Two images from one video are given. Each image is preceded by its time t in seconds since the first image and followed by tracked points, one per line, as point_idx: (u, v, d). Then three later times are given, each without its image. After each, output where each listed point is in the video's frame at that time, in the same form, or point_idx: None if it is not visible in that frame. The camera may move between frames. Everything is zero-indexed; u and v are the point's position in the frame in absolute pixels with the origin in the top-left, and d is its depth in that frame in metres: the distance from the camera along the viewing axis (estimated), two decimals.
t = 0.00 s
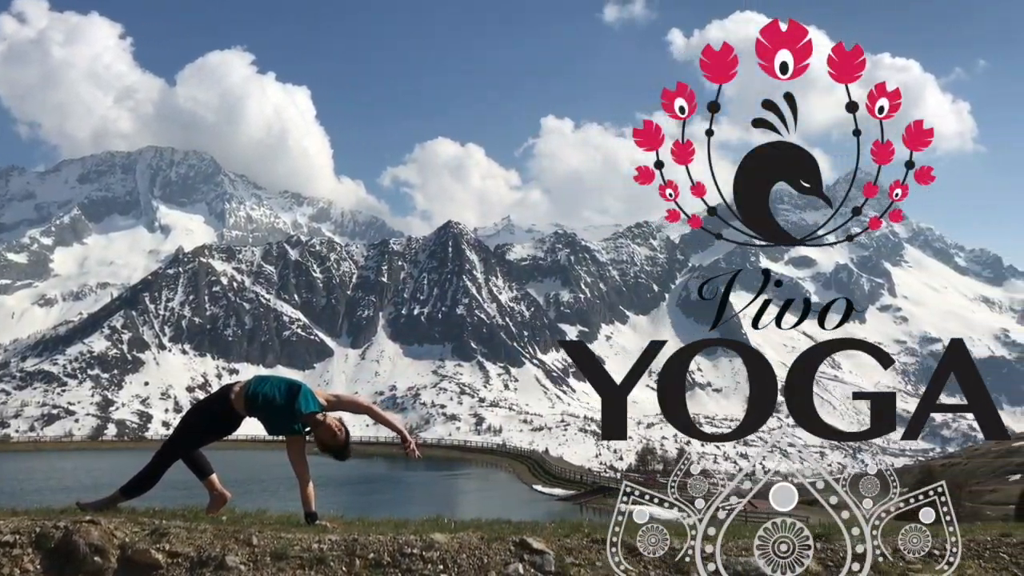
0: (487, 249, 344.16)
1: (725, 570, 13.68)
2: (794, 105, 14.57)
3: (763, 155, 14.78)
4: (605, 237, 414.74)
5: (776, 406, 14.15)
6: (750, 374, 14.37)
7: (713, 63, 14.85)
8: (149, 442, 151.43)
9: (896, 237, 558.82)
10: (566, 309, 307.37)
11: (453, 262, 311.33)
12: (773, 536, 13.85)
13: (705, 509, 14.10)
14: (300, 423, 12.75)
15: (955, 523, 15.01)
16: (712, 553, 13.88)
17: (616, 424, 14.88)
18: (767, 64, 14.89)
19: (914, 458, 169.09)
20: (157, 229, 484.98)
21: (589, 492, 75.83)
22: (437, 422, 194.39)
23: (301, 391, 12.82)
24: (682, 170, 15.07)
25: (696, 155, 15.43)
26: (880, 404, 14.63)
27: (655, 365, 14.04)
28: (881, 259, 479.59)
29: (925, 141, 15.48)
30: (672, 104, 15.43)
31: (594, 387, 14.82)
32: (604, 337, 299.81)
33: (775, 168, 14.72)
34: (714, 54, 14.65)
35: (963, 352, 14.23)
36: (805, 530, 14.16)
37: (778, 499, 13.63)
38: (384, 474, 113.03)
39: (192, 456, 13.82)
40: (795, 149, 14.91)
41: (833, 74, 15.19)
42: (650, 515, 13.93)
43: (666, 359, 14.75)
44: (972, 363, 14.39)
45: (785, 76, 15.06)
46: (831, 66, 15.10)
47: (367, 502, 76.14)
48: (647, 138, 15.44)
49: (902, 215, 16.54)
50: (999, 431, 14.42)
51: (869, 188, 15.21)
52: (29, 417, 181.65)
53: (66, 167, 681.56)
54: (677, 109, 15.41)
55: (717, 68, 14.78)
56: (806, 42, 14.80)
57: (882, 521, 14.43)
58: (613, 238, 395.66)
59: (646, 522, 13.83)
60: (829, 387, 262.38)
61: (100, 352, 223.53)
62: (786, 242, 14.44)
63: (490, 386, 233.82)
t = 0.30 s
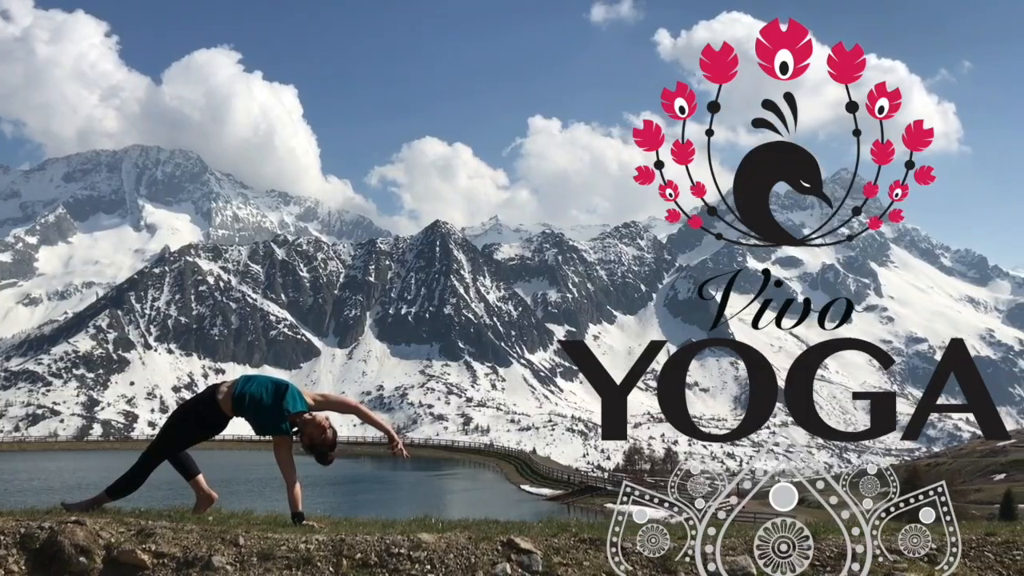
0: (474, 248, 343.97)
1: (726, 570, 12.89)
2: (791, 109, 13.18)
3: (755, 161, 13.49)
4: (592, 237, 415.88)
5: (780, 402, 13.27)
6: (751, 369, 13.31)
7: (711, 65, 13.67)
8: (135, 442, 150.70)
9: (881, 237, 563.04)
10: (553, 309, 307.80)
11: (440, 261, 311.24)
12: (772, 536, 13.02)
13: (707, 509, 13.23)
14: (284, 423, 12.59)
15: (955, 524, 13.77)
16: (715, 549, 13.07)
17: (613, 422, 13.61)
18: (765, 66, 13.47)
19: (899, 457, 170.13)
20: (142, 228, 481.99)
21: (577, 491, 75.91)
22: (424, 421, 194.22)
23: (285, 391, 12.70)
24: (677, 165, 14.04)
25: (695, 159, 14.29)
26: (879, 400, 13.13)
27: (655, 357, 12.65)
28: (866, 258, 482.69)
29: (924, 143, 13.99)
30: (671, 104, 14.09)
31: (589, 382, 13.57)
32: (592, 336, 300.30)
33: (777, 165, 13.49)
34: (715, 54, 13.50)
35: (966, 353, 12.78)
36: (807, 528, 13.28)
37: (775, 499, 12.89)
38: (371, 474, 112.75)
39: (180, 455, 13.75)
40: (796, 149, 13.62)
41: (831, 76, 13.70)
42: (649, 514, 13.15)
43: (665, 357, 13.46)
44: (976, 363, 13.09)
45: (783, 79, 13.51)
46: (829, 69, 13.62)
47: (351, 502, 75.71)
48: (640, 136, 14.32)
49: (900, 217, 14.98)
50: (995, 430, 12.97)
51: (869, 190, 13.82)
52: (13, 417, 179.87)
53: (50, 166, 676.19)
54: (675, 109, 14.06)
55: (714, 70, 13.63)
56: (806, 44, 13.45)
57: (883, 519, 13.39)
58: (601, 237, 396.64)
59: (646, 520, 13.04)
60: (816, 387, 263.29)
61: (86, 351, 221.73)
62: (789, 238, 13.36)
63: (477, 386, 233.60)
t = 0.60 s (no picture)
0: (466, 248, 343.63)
1: (725, 570, 12.89)
2: (793, 108, 13.22)
3: (754, 158, 13.49)
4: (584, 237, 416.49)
5: (780, 402, 13.27)
6: (751, 370, 13.37)
7: (712, 64, 13.69)
8: (126, 441, 150.21)
9: (871, 238, 565.28)
10: (546, 309, 308.03)
11: (432, 261, 310.97)
12: (773, 536, 13.03)
13: (709, 508, 13.20)
14: (278, 423, 12.51)
15: (955, 524, 13.77)
16: (715, 550, 13.07)
17: (614, 423, 13.61)
18: (766, 66, 13.50)
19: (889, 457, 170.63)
20: (133, 227, 479.35)
21: (569, 492, 75.81)
22: (416, 421, 193.97)
23: (279, 391, 12.63)
24: (678, 165, 14.09)
25: (696, 158, 14.33)
26: (878, 400, 13.13)
27: (654, 359, 12.73)
28: (857, 259, 484.37)
29: (926, 142, 14.06)
30: (671, 104, 14.11)
31: (590, 382, 13.55)
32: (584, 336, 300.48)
33: (778, 165, 13.47)
34: (715, 54, 13.53)
35: (965, 353, 12.81)
36: (807, 528, 13.29)
37: (777, 499, 12.90)
38: (363, 474, 112.35)
39: (171, 455, 13.68)
40: (794, 149, 13.67)
41: (831, 76, 13.75)
42: (648, 514, 13.16)
43: (663, 360, 13.42)
44: (975, 363, 13.11)
45: (783, 80, 13.55)
46: (830, 68, 13.68)
47: (343, 502, 75.36)
48: (641, 136, 14.32)
49: (899, 218, 14.97)
50: (994, 431, 13.01)
51: (869, 189, 13.91)
52: (2, 418, 178.53)
53: (39, 165, 672.11)
54: (675, 109, 14.08)
55: (714, 70, 13.68)
56: (805, 44, 13.49)
57: (882, 520, 13.41)
58: (593, 238, 397.18)
59: (645, 521, 13.06)
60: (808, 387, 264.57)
61: (76, 351, 220.33)
62: (788, 238, 13.45)
63: (469, 385, 233.30)
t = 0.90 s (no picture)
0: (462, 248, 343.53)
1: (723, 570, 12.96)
2: (793, 108, 13.32)
3: (755, 159, 13.56)
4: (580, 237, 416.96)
5: (779, 402, 13.32)
6: (751, 369, 13.45)
7: (712, 65, 13.78)
8: (121, 441, 149.92)
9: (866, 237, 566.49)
10: (541, 309, 308.28)
11: (427, 261, 310.96)
12: (774, 535, 13.09)
13: (708, 509, 13.23)
14: (272, 423, 12.56)
15: (954, 523, 13.81)
16: (714, 549, 13.14)
17: (615, 422, 13.67)
18: (764, 67, 13.62)
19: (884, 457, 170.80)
20: (128, 226, 477.82)
21: (563, 491, 75.82)
22: (411, 421, 193.85)
23: (276, 389, 12.66)
24: (677, 165, 14.21)
25: (695, 157, 14.45)
26: (879, 400, 13.18)
27: (654, 359, 12.78)
28: (852, 259, 485.32)
29: (924, 143, 14.18)
30: (672, 104, 14.19)
31: (591, 382, 13.62)
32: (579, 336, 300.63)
33: (776, 166, 13.56)
34: (715, 54, 13.62)
35: (964, 352, 12.87)
36: (806, 528, 13.33)
37: (778, 499, 12.91)
38: (358, 474, 112.29)
39: (165, 455, 13.71)
40: (793, 148, 13.75)
41: (831, 75, 13.83)
42: (648, 515, 13.19)
43: (663, 358, 13.45)
44: (973, 363, 13.16)
45: (784, 80, 13.66)
46: (830, 69, 13.76)
47: (339, 502, 75.22)
48: (640, 136, 14.42)
49: (897, 218, 15.06)
50: (997, 431, 13.07)
51: (867, 190, 14.02)
52: None
53: (33, 164, 669.73)
54: (674, 110, 14.17)
55: (714, 70, 13.77)
56: (804, 44, 13.58)
57: (882, 521, 13.45)
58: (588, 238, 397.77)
59: (645, 521, 13.10)
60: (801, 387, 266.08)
61: (71, 351, 219.62)
62: (788, 237, 13.51)
63: (464, 385, 233.10)
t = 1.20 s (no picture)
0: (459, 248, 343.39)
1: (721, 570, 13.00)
2: (792, 106, 13.39)
3: (755, 159, 13.61)
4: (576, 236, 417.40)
5: (779, 402, 13.36)
6: (751, 369, 13.51)
7: (711, 66, 13.86)
8: (118, 441, 149.72)
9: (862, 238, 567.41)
10: (539, 309, 308.47)
11: (425, 261, 310.91)
12: (773, 535, 13.15)
13: (708, 508, 13.28)
14: (271, 422, 12.57)
15: (955, 523, 13.86)
16: (714, 548, 13.15)
17: (614, 422, 13.73)
18: (765, 66, 13.67)
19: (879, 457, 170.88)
20: (124, 226, 476.55)
21: (560, 491, 75.87)
22: (408, 421, 193.73)
23: (273, 390, 12.67)
24: (678, 165, 14.25)
25: (696, 157, 14.49)
26: (878, 400, 13.23)
27: (654, 360, 12.80)
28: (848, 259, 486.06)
29: (924, 143, 14.24)
30: (672, 104, 14.25)
31: (591, 382, 13.65)
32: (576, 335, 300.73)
33: (778, 165, 13.61)
34: (715, 55, 13.67)
35: (963, 352, 12.91)
36: (805, 528, 13.38)
37: (777, 498, 12.96)
38: (355, 474, 112.17)
39: (164, 455, 13.73)
40: (794, 148, 13.80)
41: (830, 76, 13.91)
42: (647, 515, 13.23)
43: (664, 360, 13.45)
44: (974, 362, 13.20)
45: (783, 80, 13.72)
46: (830, 69, 13.82)
47: (335, 502, 75.06)
48: (640, 137, 14.48)
49: (898, 217, 15.11)
50: (996, 431, 13.16)
51: (869, 189, 14.10)
52: None
53: (29, 164, 667.57)
54: (676, 110, 14.21)
55: (713, 68, 13.81)
56: (806, 44, 13.62)
57: (882, 521, 13.50)
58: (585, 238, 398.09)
59: (644, 520, 13.15)
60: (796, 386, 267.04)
61: (67, 350, 219.09)
62: (788, 237, 13.58)
63: (462, 385, 233.11)
